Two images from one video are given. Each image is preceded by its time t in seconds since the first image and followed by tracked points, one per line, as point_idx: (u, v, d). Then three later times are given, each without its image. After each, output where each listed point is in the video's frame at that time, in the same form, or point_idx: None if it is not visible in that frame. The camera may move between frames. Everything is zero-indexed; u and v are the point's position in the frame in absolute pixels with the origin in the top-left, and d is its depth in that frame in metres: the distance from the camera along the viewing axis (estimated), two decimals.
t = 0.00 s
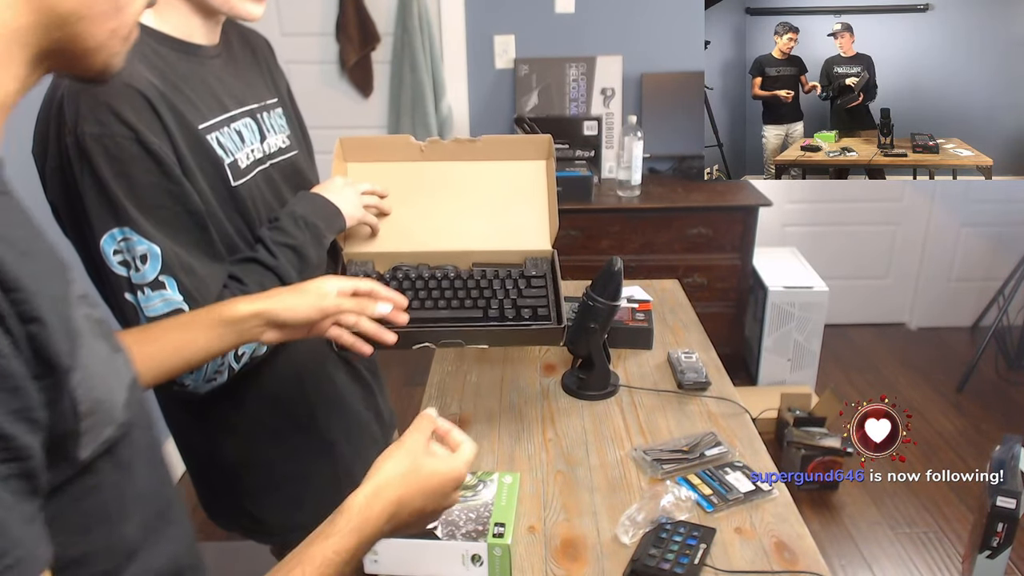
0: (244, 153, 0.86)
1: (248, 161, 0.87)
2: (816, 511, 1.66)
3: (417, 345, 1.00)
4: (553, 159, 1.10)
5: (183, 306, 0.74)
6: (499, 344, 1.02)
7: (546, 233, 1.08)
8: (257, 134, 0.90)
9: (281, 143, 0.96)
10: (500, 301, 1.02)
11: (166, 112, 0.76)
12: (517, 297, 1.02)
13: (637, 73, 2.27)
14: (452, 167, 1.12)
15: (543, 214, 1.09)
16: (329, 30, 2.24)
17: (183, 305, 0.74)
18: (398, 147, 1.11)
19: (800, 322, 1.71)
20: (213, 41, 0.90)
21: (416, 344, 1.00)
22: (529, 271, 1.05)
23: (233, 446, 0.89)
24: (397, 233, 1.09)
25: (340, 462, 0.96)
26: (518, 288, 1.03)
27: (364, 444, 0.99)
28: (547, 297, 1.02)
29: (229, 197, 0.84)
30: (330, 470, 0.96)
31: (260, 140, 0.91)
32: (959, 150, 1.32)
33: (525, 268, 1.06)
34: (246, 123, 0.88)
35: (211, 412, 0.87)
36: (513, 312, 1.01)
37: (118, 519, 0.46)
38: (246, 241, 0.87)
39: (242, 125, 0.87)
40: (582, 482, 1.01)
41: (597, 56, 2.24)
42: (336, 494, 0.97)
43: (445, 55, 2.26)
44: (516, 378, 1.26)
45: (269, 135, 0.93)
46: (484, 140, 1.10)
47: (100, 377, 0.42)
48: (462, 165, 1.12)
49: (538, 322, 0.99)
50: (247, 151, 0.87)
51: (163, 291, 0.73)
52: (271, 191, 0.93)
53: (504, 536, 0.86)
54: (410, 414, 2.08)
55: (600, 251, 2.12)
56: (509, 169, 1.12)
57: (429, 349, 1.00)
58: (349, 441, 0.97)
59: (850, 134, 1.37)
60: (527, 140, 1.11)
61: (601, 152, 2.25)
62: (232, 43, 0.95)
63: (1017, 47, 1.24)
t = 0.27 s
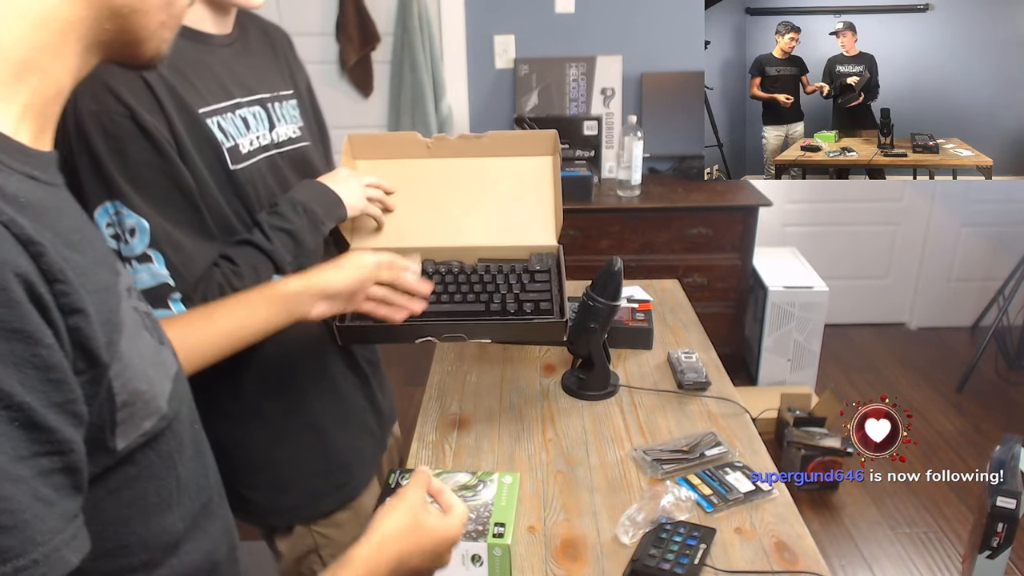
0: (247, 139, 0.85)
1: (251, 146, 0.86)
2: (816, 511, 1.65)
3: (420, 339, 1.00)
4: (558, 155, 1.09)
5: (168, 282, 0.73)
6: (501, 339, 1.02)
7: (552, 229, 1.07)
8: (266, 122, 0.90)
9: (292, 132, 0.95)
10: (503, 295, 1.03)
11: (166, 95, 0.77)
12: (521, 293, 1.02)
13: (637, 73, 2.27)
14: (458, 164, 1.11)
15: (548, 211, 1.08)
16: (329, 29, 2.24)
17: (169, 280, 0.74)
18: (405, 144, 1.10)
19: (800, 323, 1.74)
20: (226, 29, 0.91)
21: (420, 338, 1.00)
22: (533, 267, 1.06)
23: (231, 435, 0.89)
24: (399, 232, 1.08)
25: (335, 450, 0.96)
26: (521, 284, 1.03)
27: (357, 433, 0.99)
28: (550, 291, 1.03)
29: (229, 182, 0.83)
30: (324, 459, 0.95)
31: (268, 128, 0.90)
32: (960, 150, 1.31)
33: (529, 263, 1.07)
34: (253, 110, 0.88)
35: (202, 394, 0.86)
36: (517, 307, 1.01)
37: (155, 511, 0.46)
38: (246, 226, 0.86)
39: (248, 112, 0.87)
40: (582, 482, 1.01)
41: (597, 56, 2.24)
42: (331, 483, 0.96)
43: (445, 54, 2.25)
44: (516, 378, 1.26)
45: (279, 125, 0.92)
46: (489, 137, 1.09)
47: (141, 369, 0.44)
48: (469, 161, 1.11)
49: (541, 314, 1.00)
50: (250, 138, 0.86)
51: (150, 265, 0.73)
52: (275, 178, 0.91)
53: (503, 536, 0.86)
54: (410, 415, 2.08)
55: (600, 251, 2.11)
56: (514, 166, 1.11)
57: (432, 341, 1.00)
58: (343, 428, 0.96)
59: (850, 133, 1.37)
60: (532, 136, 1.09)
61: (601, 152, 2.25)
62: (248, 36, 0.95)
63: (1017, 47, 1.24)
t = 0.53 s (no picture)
0: (253, 121, 0.87)
1: (258, 130, 0.88)
2: (816, 511, 1.65)
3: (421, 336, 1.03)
4: (576, 167, 1.06)
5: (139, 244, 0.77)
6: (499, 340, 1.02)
7: (563, 240, 1.07)
8: (281, 109, 0.91)
9: (310, 122, 0.96)
10: (509, 301, 1.03)
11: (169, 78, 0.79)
12: (525, 298, 1.02)
13: (637, 73, 2.27)
14: (476, 169, 1.09)
15: (561, 224, 1.07)
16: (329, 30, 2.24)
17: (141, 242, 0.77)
18: (425, 145, 1.08)
19: (800, 323, 1.73)
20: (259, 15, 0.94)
21: (419, 335, 1.03)
22: (542, 274, 1.05)
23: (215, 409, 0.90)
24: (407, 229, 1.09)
25: (316, 436, 0.95)
26: (529, 291, 1.03)
27: (341, 421, 0.97)
28: (557, 300, 1.02)
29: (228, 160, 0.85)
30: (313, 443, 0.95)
31: (283, 115, 0.92)
32: (960, 150, 1.32)
33: (538, 270, 1.06)
34: (270, 97, 0.90)
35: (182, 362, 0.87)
36: (519, 312, 1.01)
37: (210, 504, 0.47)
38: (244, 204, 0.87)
39: (262, 97, 0.89)
40: (582, 482, 1.01)
41: (597, 56, 2.24)
42: (315, 468, 0.95)
43: (445, 54, 2.25)
44: (516, 378, 1.26)
45: (296, 114, 0.93)
46: (509, 143, 1.06)
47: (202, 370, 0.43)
48: (486, 167, 1.09)
49: (544, 324, 1.00)
50: (258, 121, 0.88)
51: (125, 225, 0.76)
52: (282, 161, 0.92)
53: (503, 536, 0.86)
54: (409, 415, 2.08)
55: (601, 251, 2.11)
56: (530, 173, 1.08)
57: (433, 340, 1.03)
58: (325, 413, 0.95)
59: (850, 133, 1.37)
60: (552, 144, 1.05)
61: (601, 152, 2.25)
62: (286, 25, 0.98)
63: (1017, 47, 1.24)
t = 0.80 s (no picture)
0: (261, 110, 1.00)
1: (265, 118, 1.01)
2: (816, 511, 1.65)
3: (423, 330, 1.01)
4: (586, 166, 1.08)
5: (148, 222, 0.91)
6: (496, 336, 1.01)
7: (569, 237, 1.08)
8: (293, 101, 1.05)
9: (323, 115, 1.09)
10: (510, 297, 1.03)
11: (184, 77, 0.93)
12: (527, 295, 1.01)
13: (637, 73, 2.27)
14: (487, 164, 1.12)
15: (567, 222, 1.08)
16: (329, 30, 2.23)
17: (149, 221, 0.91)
18: (438, 141, 1.11)
19: (800, 323, 1.71)
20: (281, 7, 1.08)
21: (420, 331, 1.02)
22: (546, 271, 1.05)
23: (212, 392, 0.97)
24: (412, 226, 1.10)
25: (301, 418, 1.01)
26: (532, 287, 1.03)
27: (327, 405, 1.04)
28: (559, 297, 1.02)
29: (232, 148, 0.99)
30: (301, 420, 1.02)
31: (295, 107, 1.05)
32: (960, 150, 1.32)
33: (542, 268, 1.06)
34: (282, 89, 1.03)
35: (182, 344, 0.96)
36: (520, 309, 1.00)
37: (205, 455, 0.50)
38: (245, 188, 1.01)
39: (274, 89, 1.02)
40: (582, 482, 1.01)
41: (597, 56, 2.24)
42: (299, 452, 1.02)
43: (446, 55, 2.25)
44: (516, 378, 1.26)
45: (308, 106, 1.07)
46: (520, 140, 1.09)
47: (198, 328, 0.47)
48: (496, 163, 1.12)
49: (544, 319, 1.00)
50: (267, 110, 1.01)
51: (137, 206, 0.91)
52: (289, 149, 1.05)
53: (503, 535, 0.86)
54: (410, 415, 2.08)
55: (601, 251, 2.11)
56: (539, 171, 1.10)
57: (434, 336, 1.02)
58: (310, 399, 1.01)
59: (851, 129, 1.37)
60: (563, 143, 1.08)
61: (601, 152, 2.25)
62: (305, 23, 1.10)
63: (1017, 47, 1.24)
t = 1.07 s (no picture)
0: (263, 108, 1.01)
1: (266, 116, 1.01)
2: (816, 511, 1.65)
3: (419, 329, 1.00)
4: (584, 166, 1.08)
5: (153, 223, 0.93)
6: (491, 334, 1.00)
7: (567, 236, 1.07)
8: (297, 99, 1.05)
9: (325, 114, 1.09)
10: (506, 295, 1.02)
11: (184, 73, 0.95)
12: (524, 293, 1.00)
13: (637, 73, 2.27)
14: (487, 163, 1.12)
15: (566, 220, 1.08)
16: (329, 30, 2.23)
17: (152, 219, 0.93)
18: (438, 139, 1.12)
19: (800, 323, 1.75)
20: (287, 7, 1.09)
21: (417, 328, 1.00)
22: (543, 271, 1.05)
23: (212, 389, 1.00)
24: (410, 224, 1.10)
25: (297, 414, 1.03)
26: (528, 287, 1.02)
27: (325, 400, 1.05)
28: (554, 297, 1.01)
29: (234, 150, 0.99)
30: (299, 415, 1.04)
31: (298, 105, 1.05)
32: (960, 150, 1.32)
33: (539, 267, 1.06)
34: (286, 88, 1.04)
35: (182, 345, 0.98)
36: (516, 307, 1.00)
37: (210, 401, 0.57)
38: (246, 186, 1.01)
39: (277, 87, 1.02)
40: (582, 481, 1.01)
41: (597, 57, 2.24)
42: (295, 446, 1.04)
43: (446, 55, 2.25)
44: (516, 378, 1.26)
45: (311, 104, 1.07)
46: (518, 139, 1.09)
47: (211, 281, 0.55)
48: (497, 162, 1.12)
49: (536, 317, 0.98)
50: (269, 108, 1.01)
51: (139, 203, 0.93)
52: (290, 149, 1.05)
53: (504, 535, 0.86)
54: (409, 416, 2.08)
55: (601, 251, 2.11)
56: (539, 169, 1.10)
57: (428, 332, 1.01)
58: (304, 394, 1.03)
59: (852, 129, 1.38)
60: (563, 142, 1.09)
61: (601, 152, 2.25)
62: (312, 24, 1.11)
63: (1017, 47, 1.24)
